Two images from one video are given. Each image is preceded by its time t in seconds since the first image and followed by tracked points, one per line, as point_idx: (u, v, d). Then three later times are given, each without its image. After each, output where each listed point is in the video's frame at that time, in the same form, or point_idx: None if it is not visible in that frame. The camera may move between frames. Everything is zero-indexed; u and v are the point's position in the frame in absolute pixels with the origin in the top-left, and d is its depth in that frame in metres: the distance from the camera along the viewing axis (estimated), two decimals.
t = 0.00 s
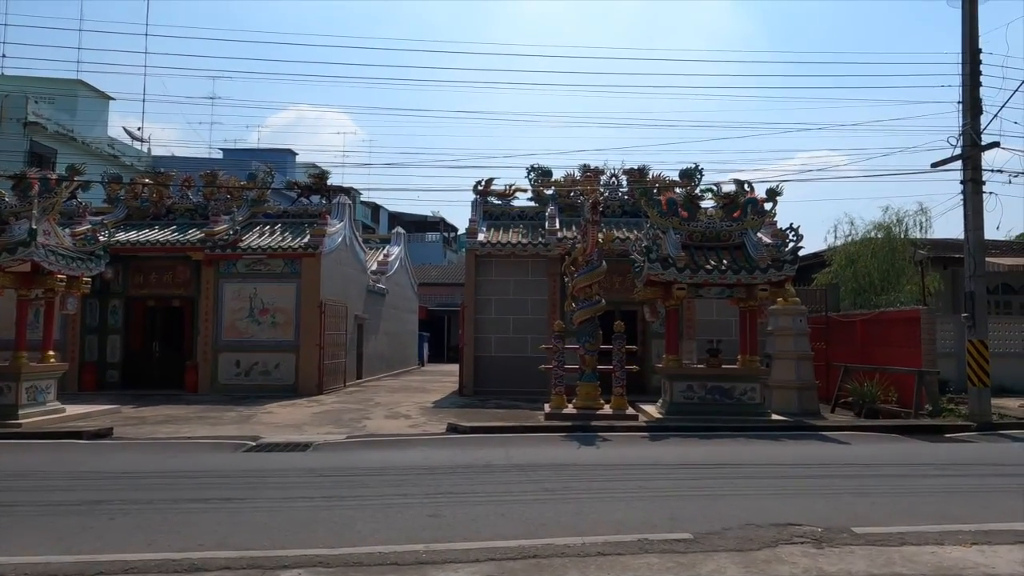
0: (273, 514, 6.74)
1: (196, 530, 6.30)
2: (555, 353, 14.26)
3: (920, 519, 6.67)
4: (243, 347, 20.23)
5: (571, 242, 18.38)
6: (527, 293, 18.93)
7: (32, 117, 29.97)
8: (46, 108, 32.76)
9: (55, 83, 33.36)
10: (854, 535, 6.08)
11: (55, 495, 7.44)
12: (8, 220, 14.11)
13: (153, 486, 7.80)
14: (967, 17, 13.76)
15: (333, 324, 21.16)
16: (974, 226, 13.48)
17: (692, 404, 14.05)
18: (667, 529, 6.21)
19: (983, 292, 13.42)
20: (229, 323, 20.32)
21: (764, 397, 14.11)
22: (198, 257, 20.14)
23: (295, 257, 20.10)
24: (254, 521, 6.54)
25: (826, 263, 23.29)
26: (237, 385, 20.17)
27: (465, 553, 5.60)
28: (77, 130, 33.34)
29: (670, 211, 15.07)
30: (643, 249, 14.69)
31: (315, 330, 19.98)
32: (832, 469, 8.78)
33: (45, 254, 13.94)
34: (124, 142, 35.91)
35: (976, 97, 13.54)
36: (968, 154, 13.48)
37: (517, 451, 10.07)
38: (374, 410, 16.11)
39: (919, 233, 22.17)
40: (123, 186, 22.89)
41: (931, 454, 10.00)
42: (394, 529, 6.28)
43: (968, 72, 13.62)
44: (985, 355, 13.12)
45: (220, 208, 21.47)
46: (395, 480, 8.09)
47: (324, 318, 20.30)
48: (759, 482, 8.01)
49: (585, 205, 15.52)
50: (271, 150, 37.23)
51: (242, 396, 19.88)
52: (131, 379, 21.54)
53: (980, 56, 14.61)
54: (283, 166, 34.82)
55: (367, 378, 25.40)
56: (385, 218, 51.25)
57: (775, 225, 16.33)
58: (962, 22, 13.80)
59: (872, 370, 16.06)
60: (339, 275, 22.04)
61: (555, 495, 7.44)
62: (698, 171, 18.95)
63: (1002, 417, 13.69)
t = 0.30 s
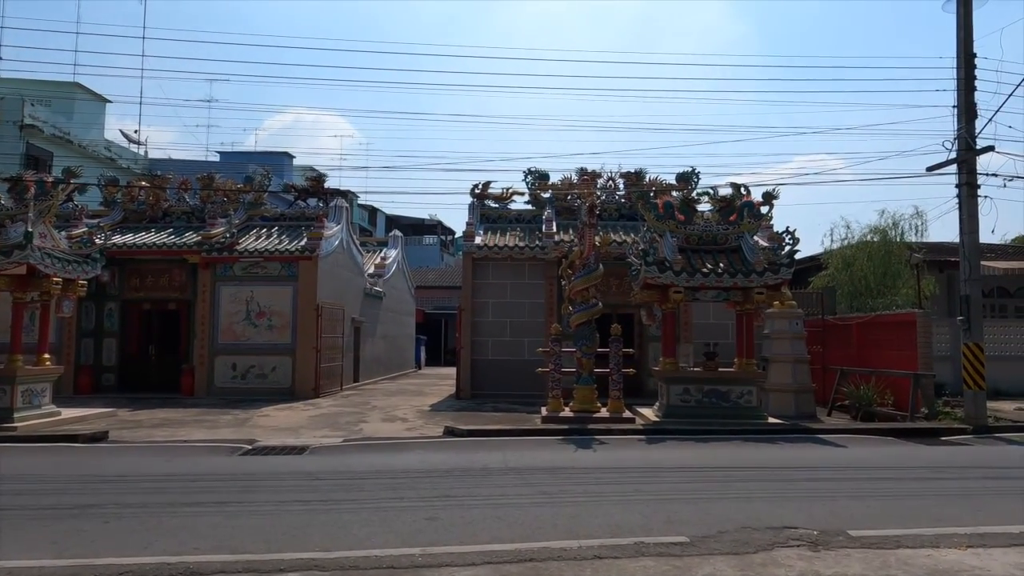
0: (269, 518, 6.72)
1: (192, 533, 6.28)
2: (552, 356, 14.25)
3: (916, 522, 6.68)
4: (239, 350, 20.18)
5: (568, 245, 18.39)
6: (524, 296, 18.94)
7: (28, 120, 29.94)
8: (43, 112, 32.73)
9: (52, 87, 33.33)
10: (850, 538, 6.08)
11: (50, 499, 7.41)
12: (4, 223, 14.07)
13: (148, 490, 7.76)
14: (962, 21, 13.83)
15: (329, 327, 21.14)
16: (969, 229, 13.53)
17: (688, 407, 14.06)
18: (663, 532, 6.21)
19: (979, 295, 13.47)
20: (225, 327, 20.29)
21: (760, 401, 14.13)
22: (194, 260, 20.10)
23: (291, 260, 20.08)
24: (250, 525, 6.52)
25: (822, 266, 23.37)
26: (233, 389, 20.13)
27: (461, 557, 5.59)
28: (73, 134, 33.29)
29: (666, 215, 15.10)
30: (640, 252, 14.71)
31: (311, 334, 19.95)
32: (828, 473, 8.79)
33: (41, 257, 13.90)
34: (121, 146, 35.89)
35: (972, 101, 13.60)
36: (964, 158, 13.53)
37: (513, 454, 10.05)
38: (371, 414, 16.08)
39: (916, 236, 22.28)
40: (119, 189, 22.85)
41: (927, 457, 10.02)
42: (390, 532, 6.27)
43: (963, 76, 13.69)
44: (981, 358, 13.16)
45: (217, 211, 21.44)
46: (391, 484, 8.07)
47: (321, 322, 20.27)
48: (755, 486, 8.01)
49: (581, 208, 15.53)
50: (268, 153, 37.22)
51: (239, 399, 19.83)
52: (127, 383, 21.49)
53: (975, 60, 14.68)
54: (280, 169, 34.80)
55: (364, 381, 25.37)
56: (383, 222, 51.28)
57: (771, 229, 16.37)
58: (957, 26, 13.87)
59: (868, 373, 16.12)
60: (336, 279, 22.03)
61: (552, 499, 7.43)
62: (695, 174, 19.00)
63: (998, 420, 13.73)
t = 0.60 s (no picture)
0: (265, 519, 6.71)
1: (188, 534, 6.27)
2: (549, 357, 14.25)
3: (911, 522, 6.71)
4: (236, 351, 20.14)
5: (565, 246, 18.38)
6: (520, 297, 18.94)
7: (24, 120, 29.85)
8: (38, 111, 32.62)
9: (48, 86, 33.22)
10: (846, 538, 6.10)
11: (46, 500, 7.38)
12: None
13: (145, 491, 7.74)
14: (957, 22, 13.89)
15: (326, 328, 21.11)
16: (964, 230, 13.57)
17: (685, 408, 14.08)
18: (660, 533, 6.22)
19: (974, 296, 13.50)
20: (221, 327, 20.25)
21: (756, 401, 14.16)
22: (191, 260, 20.05)
23: (287, 261, 20.04)
24: (246, 526, 6.51)
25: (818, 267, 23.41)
26: (229, 390, 20.09)
27: (458, 558, 5.58)
28: (69, 133, 33.19)
29: (663, 215, 15.12)
30: (637, 253, 14.73)
31: (308, 334, 19.92)
32: (824, 473, 8.82)
33: (36, 257, 13.86)
34: (117, 145, 35.80)
35: (966, 102, 13.66)
36: (959, 159, 13.58)
37: (509, 454, 10.06)
38: (367, 414, 16.06)
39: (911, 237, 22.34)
40: (115, 189, 22.77)
41: (922, 457, 10.06)
42: (386, 533, 6.26)
43: (958, 77, 13.74)
44: (976, 359, 13.19)
45: (213, 212, 21.40)
46: (388, 484, 8.06)
47: (317, 322, 20.24)
48: (752, 486, 8.03)
49: (578, 208, 15.54)
50: (264, 153, 37.16)
51: (235, 400, 19.78)
52: (123, 383, 21.44)
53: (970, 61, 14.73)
54: (277, 169, 34.76)
55: (360, 381, 25.34)
56: (379, 222, 51.28)
57: (767, 230, 16.41)
58: (952, 27, 13.92)
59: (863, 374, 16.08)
60: (332, 279, 22.00)
61: (549, 499, 7.44)
62: (691, 175, 19.02)
63: (993, 421, 13.79)
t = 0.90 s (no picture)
0: (261, 521, 6.70)
1: (183, 536, 6.25)
2: (545, 358, 14.26)
3: (906, 523, 6.72)
4: (232, 351, 20.12)
5: (561, 247, 18.38)
6: (517, 298, 18.95)
7: (20, 120, 29.77)
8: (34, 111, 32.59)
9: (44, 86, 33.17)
10: (841, 539, 6.11)
11: (40, 502, 7.35)
12: None
13: (140, 492, 7.73)
14: (952, 24, 13.93)
15: (322, 329, 21.09)
16: (960, 231, 13.61)
17: (681, 408, 14.10)
18: (656, 534, 6.23)
19: (969, 297, 13.55)
20: (217, 327, 20.23)
21: (753, 402, 14.18)
22: (187, 261, 20.02)
23: (284, 261, 20.01)
24: (242, 527, 6.50)
25: (814, 268, 23.45)
26: (225, 391, 20.06)
27: (453, 559, 5.58)
28: (65, 134, 33.12)
29: (659, 216, 15.15)
30: (633, 254, 14.74)
31: (304, 335, 19.90)
32: (819, 474, 8.83)
33: (31, 258, 13.81)
34: (113, 146, 35.73)
35: (962, 103, 13.70)
36: (954, 161, 13.62)
37: (506, 455, 10.06)
38: (364, 415, 16.04)
39: (907, 238, 22.39)
40: (111, 190, 22.73)
41: (917, 458, 10.08)
42: (382, 534, 6.25)
43: (953, 78, 13.78)
44: (971, 360, 13.22)
45: (209, 212, 21.38)
46: (383, 486, 8.06)
47: (314, 323, 20.22)
48: (747, 487, 8.03)
49: (574, 209, 15.55)
50: (261, 154, 37.13)
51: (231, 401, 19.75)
52: (119, 385, 21.39)
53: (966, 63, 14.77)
54: (273, 170, 34.74)
55: (357, 382, 25.30)
56: (376, 223, 51.30)
57: (763, 230, 16.45)
58: (947, 29, 13.97)
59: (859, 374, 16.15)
60: (329, 280, 21.97)
61: (545, 500, 7.44)
62: (688, 176, 19.05)
63: (988, 421, 13.83)
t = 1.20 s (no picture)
0: (261, 522, 6.70)
1: (183, 537, 6.25)
2: (545, 358, 14.26)
3: (906, 523, 6.71)
4: (232, 352, 20.12)
5: (561, 247, 18.38)
6: (517, 299, 18.95)
7: (20, 121, 29.82)
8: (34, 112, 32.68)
9: (45, 88, 33.23)
10: (840, 539, 6.12)
11: (40, 503, 7.36)
12: None
13: (140, 493, 7.72)
14: (951, 24, 13.95)
15: (322, 330, 21.09)
16: (960, 231, 13.60)
17: (681, 409, 14.11)
18: (656, 534, 6.23)
19: (969, 297, 13.54)
20: (217, 329, 20.23)
21: (753, 403, 14.18)
22: (187, 262, 20.03)
23: (284, 262, 20.03)
24: (242, 528, 6.51)
25: (814, 268, 23.44)
26: (225, 392, 20.07)
27: (454, 560, 5.58)
28: (65, 135, 33.17)
29: (659, 217, 15.16)
30: (633, 255, 14.74)
31: (304, 336, 19.91)
32: (819, 474, 8.83)
33: (31, 259, 13.81)
34: (113, 147, 35.78)
35: (961, 103, 13.70)
36: (954, 161, 13.62)
37: (506, 456, 10.06)
38: (364, 416, 16.04)
39: (907, 238, 22.40)
40: (111, 192, 22.74)
41: (917, 458, 10.08)
42: (383, 535, 6.26)
43: (953, 79, 13.79)
44: (971, 360, 13.21)
45: (209, 213, 21.40)
46: (384, 487, 8.06)
47: (314, 324, 20.23)
48: (747, 487, 8.04)
49: (574, 210, 15.55)
50: (261, 155, 37.16)
51: (232, 402, 19.76)
52: (119, 386, 21.38)
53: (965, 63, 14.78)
54: (273, 171, 34.76)
55: (357, 383, 25.30)
56: (376, 224, 51.34)
57: (763, 231, 16.44)
58: (946, 30, 13.98)
59: (859, 375, 16.15)
60: (329, 281, 21.98)
61: (544, 501, 7.44)
62: (688, 177, 19.05)
63: (988, 421, 13.82)
